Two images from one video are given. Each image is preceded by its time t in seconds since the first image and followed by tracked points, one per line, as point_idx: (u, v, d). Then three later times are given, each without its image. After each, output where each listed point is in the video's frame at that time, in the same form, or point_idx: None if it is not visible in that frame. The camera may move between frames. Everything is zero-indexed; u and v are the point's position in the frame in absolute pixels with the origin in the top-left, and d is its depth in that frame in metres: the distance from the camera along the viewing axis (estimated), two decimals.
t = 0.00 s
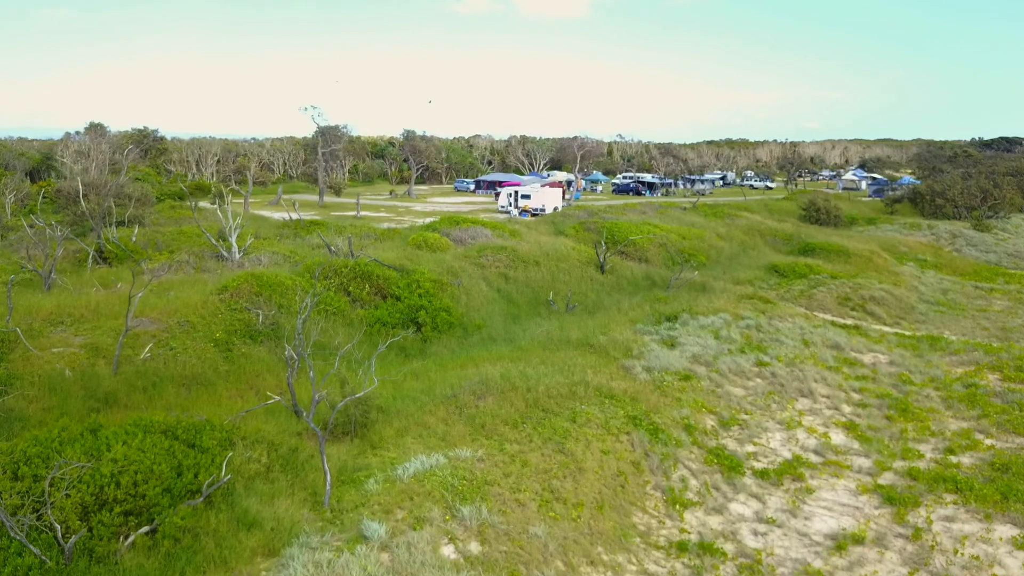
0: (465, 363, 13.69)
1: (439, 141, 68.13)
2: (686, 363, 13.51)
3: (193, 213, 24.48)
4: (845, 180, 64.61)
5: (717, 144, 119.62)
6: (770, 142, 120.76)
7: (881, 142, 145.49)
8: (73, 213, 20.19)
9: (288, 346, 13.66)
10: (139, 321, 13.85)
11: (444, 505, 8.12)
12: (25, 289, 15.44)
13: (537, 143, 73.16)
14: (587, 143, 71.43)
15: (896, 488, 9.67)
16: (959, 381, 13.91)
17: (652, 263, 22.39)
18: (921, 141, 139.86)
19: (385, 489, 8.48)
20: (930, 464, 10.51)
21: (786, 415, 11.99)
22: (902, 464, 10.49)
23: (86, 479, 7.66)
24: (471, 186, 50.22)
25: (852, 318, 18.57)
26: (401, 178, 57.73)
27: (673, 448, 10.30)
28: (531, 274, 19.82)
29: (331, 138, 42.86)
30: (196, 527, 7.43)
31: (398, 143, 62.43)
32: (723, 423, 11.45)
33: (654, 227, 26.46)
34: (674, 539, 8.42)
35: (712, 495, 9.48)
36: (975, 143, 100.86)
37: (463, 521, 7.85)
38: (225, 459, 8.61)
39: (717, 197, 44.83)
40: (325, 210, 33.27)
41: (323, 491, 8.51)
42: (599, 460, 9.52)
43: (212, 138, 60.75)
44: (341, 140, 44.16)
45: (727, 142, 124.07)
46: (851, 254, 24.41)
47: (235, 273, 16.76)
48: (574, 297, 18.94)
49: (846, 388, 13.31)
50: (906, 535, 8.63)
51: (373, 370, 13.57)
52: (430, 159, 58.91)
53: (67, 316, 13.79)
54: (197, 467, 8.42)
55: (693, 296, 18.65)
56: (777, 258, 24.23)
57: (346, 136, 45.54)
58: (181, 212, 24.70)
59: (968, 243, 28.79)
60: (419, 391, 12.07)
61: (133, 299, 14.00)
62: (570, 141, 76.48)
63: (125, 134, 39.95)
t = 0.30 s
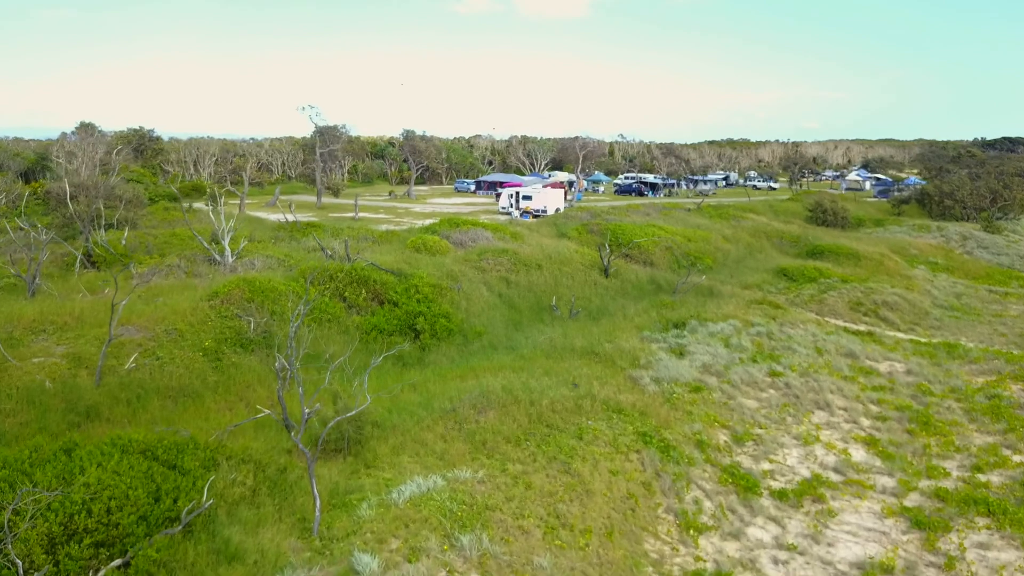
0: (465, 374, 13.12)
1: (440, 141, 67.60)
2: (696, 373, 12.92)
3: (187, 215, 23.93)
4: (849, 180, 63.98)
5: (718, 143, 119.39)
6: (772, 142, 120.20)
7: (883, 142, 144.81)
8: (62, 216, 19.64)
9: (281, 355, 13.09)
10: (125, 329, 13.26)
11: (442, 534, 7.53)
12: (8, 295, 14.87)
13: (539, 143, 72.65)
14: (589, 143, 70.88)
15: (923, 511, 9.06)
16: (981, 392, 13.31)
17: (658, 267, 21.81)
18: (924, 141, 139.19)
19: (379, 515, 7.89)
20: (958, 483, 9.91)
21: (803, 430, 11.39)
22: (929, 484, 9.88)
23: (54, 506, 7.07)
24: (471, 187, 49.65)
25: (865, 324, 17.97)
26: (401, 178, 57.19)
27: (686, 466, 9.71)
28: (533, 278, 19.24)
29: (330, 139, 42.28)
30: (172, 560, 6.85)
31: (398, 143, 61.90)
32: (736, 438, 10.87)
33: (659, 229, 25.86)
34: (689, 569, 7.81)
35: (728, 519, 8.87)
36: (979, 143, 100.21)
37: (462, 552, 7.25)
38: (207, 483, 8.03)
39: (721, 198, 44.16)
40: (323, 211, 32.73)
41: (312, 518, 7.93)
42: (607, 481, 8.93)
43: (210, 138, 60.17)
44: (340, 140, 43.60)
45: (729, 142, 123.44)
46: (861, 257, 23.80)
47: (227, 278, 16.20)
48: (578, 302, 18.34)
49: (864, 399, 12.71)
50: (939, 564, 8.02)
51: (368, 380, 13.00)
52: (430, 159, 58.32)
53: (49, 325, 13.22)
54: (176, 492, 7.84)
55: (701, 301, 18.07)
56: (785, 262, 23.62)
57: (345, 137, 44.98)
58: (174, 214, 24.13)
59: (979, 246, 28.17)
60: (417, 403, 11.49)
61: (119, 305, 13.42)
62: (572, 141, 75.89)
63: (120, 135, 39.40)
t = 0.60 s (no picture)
0: (466, 385, 12.54)
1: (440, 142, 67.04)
2: (707, 386, 12.31)
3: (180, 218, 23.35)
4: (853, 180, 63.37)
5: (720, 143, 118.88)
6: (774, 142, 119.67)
7: (884, 142, 144.50)
8: (49, 219, 19.06)
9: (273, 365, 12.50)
10: (109, 339, 12.66)
11: (440, 569, 6.90)
12: None
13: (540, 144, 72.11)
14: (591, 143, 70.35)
15: (957, 539, 8.43)
16: (1006, 405, 12.68)
17: (663, 271, 21.21)
18: (926, 140, 138.64)
19: (371, 546, 7.27)
20: (992, 506, 9.27)
21: (822, 447, 10.77)
22: (959, 507, 9.26)
23: (15, 542, 6.44)
24: (472, 188, 49.06)
25: (879, 331, 17.35)
26: (401, 179, 56.65)
27: (700, 489, 9.09)
28: (536, 283, 18.65)
29: (328, 139, 41.70)
30: None
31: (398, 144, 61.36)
32: (752, 457, 10.25)
33: (664, 232, 25.24)
34: None
35: (747, 547, 8.24)
36: (982, 143, 99.63)
37: None
38: (185, 512, 7.41)
39: (726, 199, 43.55)
40: (321, 213, 32.20)
41: (299, 550, 7.31)
42: (618, 506, 8.31)
43: (208, 138, 59.61)
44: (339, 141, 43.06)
45: (731, 142, 122.92)
46: (872, 260, 23.19)
47: (218, 284, 15.62)
48: (582, 308, 17.73)
49: (884, 413, 12.09)
50: None
51: (364, 393, 12.39)
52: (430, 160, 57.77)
53: (29, 334, 12.61)
54: (152, 523, 7.22)
55: (710, 308, 17.47)
56: (793, 265, 23.00)
57: (343, 137, 44.42)
58: (167, 216, 23.55)
59: (991, 248, 27.55)
60: (414, 418, 10.88)
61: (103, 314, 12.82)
62: (573, 141, 75.33)
63: (116, 135, 38.84)
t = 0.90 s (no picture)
0: (466, 399, 11.90)
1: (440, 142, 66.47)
2: (721, 400, 11.66)
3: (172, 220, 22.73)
4: (858, 180, 62.70)
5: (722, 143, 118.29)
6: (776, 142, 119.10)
7: (887, 142, 143.88)
8: (36, 222, 18.44)
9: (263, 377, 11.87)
10: (90, 350, 12.02)
11: None
12: None
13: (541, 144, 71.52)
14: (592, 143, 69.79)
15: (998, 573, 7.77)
16: None
17: (670, 275, 20.58)
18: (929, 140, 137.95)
19: None
20: None
21: (845, 467, 10.12)
22: (997, 535, 8.60)
23: None
24: (472, 189, 48.44)
25: (895, 338, 16.71)
26: (401, 180, 56.03)
27: (718, 516, 8.44)
28: (539, 288, 18.01)
29: (326, 139, 41.07)
30: None
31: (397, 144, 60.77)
32: (772, 478, 9.60)
33: (669, 234, 24.61)
34: None
35: None
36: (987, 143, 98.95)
37: None
38: (158, 548, 6.77)
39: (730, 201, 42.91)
40: (318, 215, 31.62)
41: None
42: (631, 537, 7.66)
43: (205, 138, 59.02)
44: (337, 141, 42.46)
45: (732, 142, 122.26)
46: (884, 264, 22.55)
47: (208, 291, 15.00)
48: (587, 314, 17.09)
49: (908, 429, 11.44)
50: None
51: (358, 408, 11.76)
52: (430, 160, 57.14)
53: (7, 345, 11.98)
54: (121, 561, 6.58)
55: (719, 314, 16.82)
56: (803, 269, 22.36)
57: (342, 138, 43.80)
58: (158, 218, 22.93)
59: (1005, 251, 26.89)
60: (411, 435, 10.23)
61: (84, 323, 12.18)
62: (575, 141, 74.74)
63: (110, 135, 38.23)
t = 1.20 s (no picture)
0: (466, 414, 11.24)
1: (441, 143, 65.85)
2: (736, 416, 10.99)
3: (164, 223, 22.09)
4: (862, 180, 62.08)
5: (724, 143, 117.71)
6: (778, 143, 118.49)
7: (889, 142, 143.33)
8: (20, 225, 17.81)
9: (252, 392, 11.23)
10: (68, 362, 11.35)
11: None
12: None
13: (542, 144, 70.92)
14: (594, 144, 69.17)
15: None
16: None
17: (677, 280, 19.91)
18: (931, 140, 137.42)
19: None
20: None
21: (872, 490, 9.42)
22: None
23: None
24: (473, 190, 47.78)
25: (914, 347, 16.02)
26: (402, 180, 55.37)
27: (740, 548, 7.73)
28: (542, 294, 17.35)
29: (324, 139, 40.41)
30: None
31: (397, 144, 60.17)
32: (795, 504, 8.90)
33: (676, 237, 23.95)
34: None
35: None
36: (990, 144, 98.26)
37: None
38: None
39: (735, 202, 42.25)
40: (315, 216, 31.03)
41: None
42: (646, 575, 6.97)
43: (203, 138, 58.37)
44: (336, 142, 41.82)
45: (735, 142, 121.64)
46: (898, 268, 21.86)
47: (196, 298, 14.35)
48: (592, 321, 16.42)
49: (937, 448, 10.74)
50: None
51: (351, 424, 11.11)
52: (430, 161, 56.49)
53: None
54: None
55: (730, 322, 16.16)
56: (814, 273, 21.69)
57: (340, 138, 43.13)
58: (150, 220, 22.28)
59: (1019, 254, 26.20)
60: (407, 456, 9.56)
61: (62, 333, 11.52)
62: (576, 142, 74.13)
63: (104, 135, 37.58)
